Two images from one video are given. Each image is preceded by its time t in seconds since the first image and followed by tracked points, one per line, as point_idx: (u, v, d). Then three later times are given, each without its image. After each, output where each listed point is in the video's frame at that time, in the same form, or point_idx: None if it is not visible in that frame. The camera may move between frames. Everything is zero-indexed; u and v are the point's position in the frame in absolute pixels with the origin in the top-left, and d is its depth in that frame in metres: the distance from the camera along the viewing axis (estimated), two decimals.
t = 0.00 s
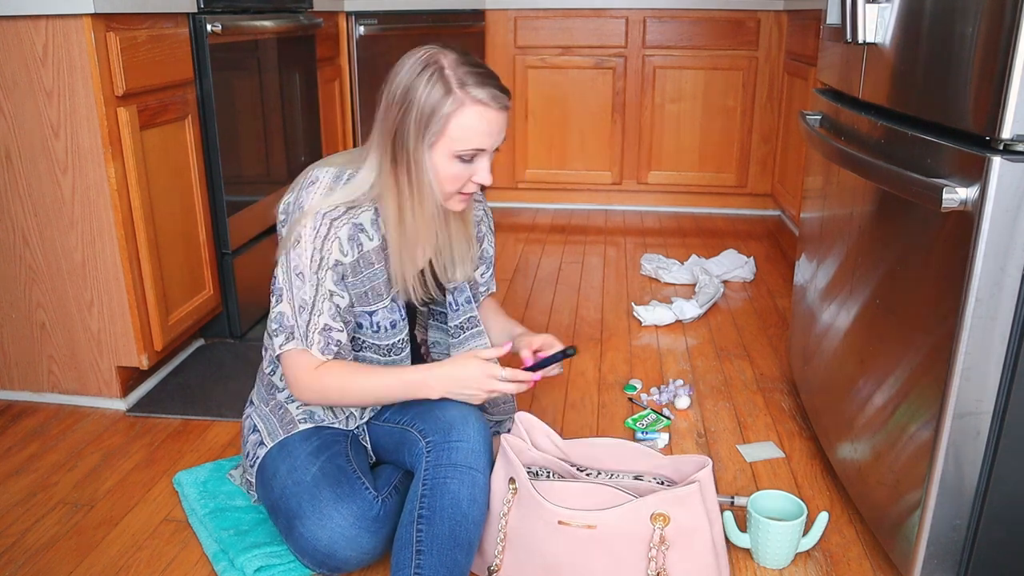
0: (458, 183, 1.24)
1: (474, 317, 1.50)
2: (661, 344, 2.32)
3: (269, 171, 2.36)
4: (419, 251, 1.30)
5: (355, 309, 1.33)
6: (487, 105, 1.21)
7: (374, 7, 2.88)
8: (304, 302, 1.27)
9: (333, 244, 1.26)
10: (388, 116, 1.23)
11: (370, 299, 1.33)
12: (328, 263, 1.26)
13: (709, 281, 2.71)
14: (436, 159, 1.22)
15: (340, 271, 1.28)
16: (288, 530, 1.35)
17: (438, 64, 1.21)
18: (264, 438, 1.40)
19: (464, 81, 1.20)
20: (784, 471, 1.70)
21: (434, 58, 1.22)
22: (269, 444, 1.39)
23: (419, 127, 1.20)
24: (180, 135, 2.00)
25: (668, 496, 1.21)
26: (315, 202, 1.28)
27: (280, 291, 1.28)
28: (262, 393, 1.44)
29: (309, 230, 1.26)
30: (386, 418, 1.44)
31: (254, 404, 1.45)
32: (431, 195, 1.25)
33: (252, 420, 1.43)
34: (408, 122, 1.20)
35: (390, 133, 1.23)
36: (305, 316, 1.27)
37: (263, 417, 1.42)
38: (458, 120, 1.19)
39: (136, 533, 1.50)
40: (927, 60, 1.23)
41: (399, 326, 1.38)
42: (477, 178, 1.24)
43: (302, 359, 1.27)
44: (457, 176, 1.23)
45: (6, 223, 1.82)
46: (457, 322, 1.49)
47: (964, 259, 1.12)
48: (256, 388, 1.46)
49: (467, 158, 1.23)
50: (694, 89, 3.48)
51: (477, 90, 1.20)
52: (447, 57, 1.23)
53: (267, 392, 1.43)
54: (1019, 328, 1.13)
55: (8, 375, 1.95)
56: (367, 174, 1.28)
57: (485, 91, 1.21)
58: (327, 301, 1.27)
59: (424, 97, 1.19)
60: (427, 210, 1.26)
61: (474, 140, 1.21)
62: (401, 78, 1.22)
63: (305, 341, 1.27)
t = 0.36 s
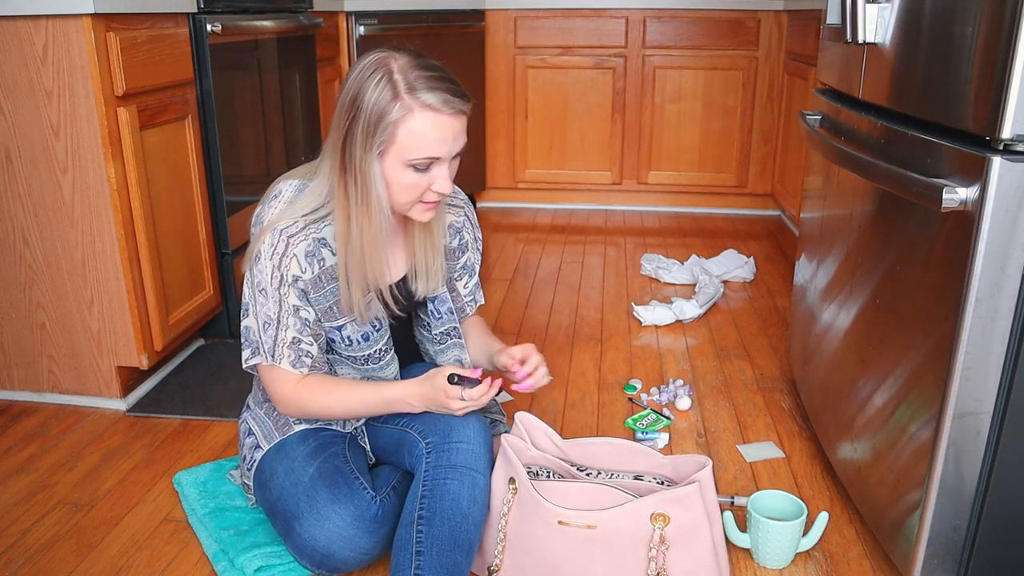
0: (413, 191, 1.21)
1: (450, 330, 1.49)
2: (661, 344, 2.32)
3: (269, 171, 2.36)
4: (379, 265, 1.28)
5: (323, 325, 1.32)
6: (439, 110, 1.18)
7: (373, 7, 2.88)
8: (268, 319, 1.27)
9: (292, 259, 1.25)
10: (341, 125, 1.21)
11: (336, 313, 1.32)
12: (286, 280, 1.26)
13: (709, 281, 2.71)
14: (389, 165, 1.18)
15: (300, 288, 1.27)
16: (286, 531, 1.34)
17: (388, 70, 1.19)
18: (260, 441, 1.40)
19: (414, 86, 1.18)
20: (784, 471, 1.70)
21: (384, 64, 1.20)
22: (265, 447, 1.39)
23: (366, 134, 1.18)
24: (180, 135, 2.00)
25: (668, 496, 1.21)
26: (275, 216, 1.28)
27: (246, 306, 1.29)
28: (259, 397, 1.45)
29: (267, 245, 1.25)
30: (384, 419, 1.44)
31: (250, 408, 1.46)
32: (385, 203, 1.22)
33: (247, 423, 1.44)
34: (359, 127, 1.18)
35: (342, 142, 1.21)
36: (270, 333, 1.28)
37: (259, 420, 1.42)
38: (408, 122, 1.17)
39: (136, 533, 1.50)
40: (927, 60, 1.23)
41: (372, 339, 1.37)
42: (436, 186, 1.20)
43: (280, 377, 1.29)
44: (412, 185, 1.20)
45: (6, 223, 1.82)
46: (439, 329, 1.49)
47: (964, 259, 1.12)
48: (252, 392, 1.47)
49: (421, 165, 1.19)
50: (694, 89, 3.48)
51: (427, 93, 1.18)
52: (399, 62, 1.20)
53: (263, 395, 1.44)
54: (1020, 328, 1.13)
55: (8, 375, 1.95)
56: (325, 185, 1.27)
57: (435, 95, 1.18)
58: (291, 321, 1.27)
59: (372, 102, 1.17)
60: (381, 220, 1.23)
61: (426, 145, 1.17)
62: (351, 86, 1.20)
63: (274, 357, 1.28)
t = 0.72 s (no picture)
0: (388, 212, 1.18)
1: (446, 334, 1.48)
2: (661, 344, 2.32)
3: (269, 171, 2.36)
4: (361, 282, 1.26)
5: (314, 336, 1.32)
6: (413, 130, 1.15)
7: (373, 7, 2.88)
8: (258, 332, 1.27)
9: (277, 275, 1.25)
10: (316, 142, 1.19)
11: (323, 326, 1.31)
12: (270, 294, 1.26)
13: (709, 281, 2.71)
14: (362, 186, 1.16)
15: (287, 302, 1.27)
16: (286, 533, 1.35)
17: (363, 87, 1.16)
18: (259, 443, 1.40)
19: (388, 105, 1.14)
20: (784, 471, 1.70)
21: (360, 81, 1.17)
22: (265, 449, 1.40)
23: (338, 154, 1.16)
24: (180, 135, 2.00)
25: (669, 497, 1.21)
26: (259, 230, 1.28)
27: (237, 319, 1.30)
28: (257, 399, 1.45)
29: (251, 260, 1.25)
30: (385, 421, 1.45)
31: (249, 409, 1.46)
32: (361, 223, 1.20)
33: (246, 424, 1.44)
34: (332, 147, 1.16)
35: (317, 161, 1.19)
36: (261, 347, 1.28)
37: (258, 422, 1.42)
38: (379, 144, 1.14)
39: (136, 533, 1.50)
40: (927, 59, 1.23)
41: (367, 349, 1.36)
42: (412, 207, 1.18)
43: (275, 391, 1.31)
44: (386, 206, 1.17)
45: (6, 223, 1.82)
46: (435, 336, 1.49)
47: (964, 259, 1.12)
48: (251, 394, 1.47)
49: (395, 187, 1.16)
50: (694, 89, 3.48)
51: (401, 114, 1.14)
52: (376, 78, 1.17)
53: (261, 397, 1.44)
54: (1020, 328, 1.13)
55: (8, 375, 1.95)
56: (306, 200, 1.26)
57: (410, 116, 1.15)
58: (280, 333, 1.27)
59: (344, 121, 1.15)
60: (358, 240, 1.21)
61: (399, 167, 1.14)
62: (327, 103, 1.18)
63: (265, 370, 1.29)
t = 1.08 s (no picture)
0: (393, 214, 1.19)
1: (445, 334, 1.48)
2: (661, 344, 2.32)
3: (269, 171, 2.36)
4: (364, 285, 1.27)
5: (314, 338, 1.32)
6: (420, 135, 1.15)
7: (373, 7, 2.88)
8: (258, 334, 1.27)
9: (278, 277, 1.25)
10: (321, 144, 1.19)
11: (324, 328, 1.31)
12: (270, 296, 1.26)
13: (709, 281, 2.71)
14: (368, 188, 1.16)
15: (288, 303, 1.27)
16: (286, 534, 1.35)
17: (370, 90, 1.16)
18: (259, 443, 1.40)
19: (395, 109, 1.14)
20: (784, 471, 1.70)
21: (367, 84, 1.17)
22: (265, 449, 1.40)
23: (344, 157, 1.16)
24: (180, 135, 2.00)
25: (668, 495, 1.21)
26: (260, 231, 1.28)
27: (237, 320, 1.30)
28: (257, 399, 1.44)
29: (252, 262, 1.25)
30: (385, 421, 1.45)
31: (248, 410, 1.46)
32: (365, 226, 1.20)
33: (246, 425, 1.44)
34: (337, 150, 1.16)
35: (322, 163, 1.19)
36: (261, 349, 1.28)
37: (258, 422, 1.42)
38: (385, 147, 1.14)
39: (136, 533, 1.50)
40: (927, 59, 1.23)
41: (367, 353, 1.36)
42: (417, 210, 1.18)
43: (274, 394, 1.30)
44: (391, 210, 1.17)
45: (6, 223, 1.82)
46: (433, 339, 1.48)
47: (964, 259, 1.12)
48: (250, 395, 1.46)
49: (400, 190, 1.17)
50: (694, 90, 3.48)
51: (408, 118, 1.15)
52: (383, 82, 1.17)
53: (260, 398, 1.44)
54: (1020, 328, 1.13)
55: (8, 375, 1.95)
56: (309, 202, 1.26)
57: (417, 120, 1.15)
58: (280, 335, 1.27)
59: (351, 125, 1.15)
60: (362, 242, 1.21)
61: (405, 171, 1.14)
62: (333, 105, 1.18)
63: (265, 372, 1.29)
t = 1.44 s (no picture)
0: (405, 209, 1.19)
1: (443, 337, 1.49)
2: (661, 344, 2.32)
3: (269, 171, 2.36)
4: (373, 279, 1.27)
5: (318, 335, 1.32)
6: (436, 129, 1.16)
7: (373, 7, 2.88)
8: (261, 330, 1.27)
9: (284, 272, 1.25)
10: (335, 138, 1.19)
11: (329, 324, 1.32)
12: (275, 291, 1.25)
13: (709, 281, 2.71)
14: (381, 181, 1.17)
15: (294, 299, 1.27)
16: (286, 534, 1.34)
17: (386, 83, 1.17)
18: (259, 442, 1.40)
19: (411, 103, 1.16)
20: (784, 471, 1.70)
21: (383, 78, 1.18)
22: (265, 448, 1.39)
23: (360, 150, 1.16)
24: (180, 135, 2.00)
25: (669, 495, 1.21)
26: (267, 226, 1.28)
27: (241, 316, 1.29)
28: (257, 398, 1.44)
29: (259, 257, 1.25)
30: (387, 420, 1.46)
31: (249, 408, 1.46)
32: (377, 220, 1.20)
33: (247, 424, 1.44)
34: (352, 143, 1.17)
35: (335, 156, 1.19)
36: (265, 344, 1.27)
37: (258, 421, 1.42)
38: (401, 139, 1.15)
39: (136, 533, 1.50)
40: (927, 59, 1.23)
41: (368, 351, 1.37)
42: (429, 204, 1.19)
43: (279, 389, 1.30)
44: (404, 203, 1.18)
45: (6, 223, 1.82)
46: (432, 340, 1.48)
47: (964, 259, 1.12)
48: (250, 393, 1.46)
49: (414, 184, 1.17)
50: (694, 90, 3.48)
51: (424, 112, 1.16)
52: (398, 77, 1.18)
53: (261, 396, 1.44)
54: (1020, 328, 1.13)
55: (8, 375, 1.95)
56: (316, 198, 1.26)
57: (432, 114, 1.16)
58: (283, 331, 1.27)
59: (367, 118, 1.15)
60: (373, 237, 1.22)
61: (420, 164, 1.15)
62: (347, 99, 1.18)
63: (269, 368, 1.28)
